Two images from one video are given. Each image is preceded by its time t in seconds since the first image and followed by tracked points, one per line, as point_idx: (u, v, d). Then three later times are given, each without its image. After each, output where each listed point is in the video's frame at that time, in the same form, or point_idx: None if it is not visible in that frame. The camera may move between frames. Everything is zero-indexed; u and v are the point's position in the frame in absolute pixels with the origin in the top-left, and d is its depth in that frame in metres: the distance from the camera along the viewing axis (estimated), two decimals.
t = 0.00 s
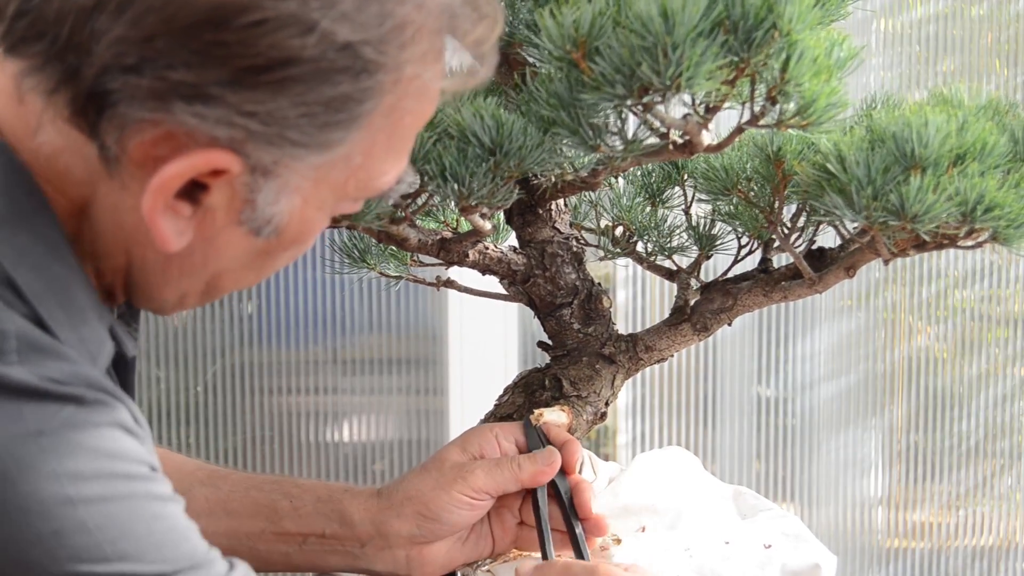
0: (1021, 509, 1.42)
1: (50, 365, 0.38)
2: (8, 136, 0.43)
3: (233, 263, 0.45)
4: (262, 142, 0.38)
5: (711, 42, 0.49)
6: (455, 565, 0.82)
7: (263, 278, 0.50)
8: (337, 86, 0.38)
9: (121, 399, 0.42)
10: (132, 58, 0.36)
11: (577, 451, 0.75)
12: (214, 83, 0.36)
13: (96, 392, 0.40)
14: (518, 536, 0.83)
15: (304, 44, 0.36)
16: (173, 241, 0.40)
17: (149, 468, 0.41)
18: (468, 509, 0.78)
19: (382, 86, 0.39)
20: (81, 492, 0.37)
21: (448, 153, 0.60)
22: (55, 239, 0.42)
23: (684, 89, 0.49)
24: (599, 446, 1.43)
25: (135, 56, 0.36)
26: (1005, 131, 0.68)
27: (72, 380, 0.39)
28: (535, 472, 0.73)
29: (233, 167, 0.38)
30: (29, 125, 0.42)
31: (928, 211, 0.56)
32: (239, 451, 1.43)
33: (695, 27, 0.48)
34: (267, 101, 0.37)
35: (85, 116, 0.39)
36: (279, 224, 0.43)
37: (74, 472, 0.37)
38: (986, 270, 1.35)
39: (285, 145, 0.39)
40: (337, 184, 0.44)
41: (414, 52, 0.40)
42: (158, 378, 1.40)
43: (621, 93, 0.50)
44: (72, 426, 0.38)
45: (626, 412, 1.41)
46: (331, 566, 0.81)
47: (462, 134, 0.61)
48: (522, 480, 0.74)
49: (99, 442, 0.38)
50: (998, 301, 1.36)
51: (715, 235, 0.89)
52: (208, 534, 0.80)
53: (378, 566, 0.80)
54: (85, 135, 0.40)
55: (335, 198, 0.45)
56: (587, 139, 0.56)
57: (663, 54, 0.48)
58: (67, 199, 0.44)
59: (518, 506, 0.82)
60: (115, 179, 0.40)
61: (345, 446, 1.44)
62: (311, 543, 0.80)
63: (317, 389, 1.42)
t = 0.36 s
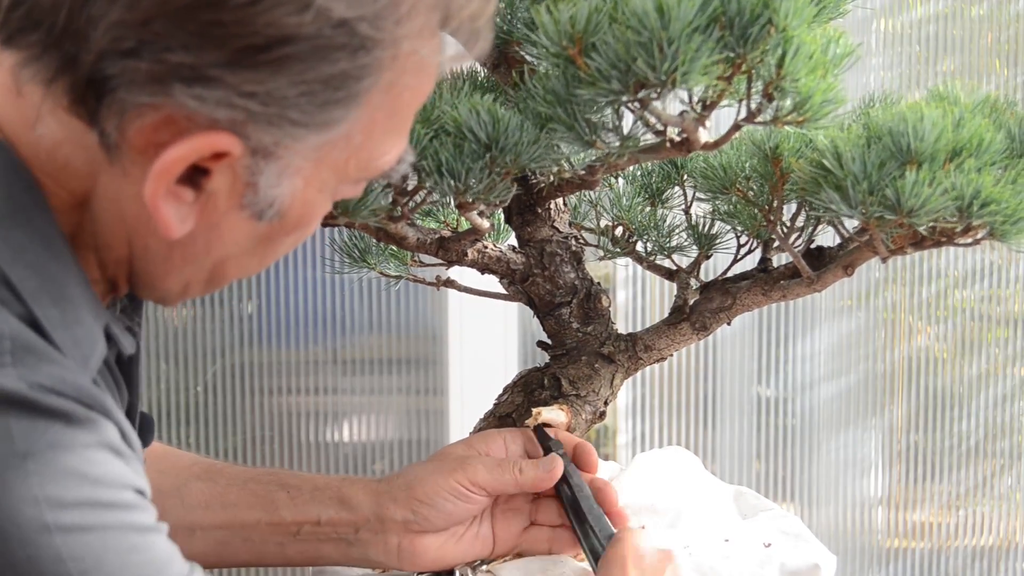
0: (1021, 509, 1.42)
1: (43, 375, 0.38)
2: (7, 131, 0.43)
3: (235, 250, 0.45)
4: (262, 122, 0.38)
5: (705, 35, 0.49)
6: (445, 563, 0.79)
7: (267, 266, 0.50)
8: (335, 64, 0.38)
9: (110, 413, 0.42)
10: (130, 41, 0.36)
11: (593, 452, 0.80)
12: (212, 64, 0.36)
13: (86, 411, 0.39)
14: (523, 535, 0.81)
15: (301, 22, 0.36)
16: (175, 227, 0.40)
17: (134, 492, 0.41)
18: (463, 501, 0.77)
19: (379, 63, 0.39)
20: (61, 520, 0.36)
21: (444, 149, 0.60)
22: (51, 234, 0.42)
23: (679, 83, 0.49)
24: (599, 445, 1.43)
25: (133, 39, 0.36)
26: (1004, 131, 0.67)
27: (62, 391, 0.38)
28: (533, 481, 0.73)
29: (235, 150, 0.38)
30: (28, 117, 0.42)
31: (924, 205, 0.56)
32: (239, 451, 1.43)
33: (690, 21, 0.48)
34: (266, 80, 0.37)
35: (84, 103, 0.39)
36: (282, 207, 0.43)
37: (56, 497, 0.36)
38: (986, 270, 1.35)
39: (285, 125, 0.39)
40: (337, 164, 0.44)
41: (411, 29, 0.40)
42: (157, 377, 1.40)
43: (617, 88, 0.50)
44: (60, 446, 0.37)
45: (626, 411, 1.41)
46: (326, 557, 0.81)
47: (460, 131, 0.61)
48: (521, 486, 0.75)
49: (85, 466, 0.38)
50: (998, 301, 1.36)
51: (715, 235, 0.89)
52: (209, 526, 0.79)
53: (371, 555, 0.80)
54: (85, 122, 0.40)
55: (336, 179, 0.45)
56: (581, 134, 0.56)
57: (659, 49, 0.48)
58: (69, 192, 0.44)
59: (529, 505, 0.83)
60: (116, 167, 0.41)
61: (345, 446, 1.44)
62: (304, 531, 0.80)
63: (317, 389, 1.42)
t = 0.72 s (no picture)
0: (1021, 509, 1.41)
1: (53, 369, 0.38)
2: (9, 133, 0.42)
3: (241, 242, 0.45)
4: (271, 116, 0.38)
5: (688, 39, 0.48)
6: (457, 559, 0.80)
7: (270, 257, 0.50)
8: (342, 55, 0.37)
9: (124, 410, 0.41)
10: (139, 39, 0.36)
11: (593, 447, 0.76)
12: (221, 60, 0.36)
13: (99, 402, 0.39)
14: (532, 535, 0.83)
15: (308, 15, 0.35)
16: (186, 223, 0.40)
17: (151, 480, 0.40)
18: (478, 500, 0.77)
19: (384, 54, 0.39)
20: (79, 500, 0.35)
21: (429, 153, 0.60)
22: (56, 235, 0.42)
23: (659, 89, 0.49)
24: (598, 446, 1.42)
25: (141, 38, 0.36)
26: (1002, 134, 0.67)
27: (75, 385, 0.38)
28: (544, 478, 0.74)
29: (244, 143, 0.38)
30: (31, 117, 0.41)
31: (913, 211, 0.56)
32: (239, 451, 1.43)
33: (671, 26, 0.47)
34: (274, 74, 0.37)
35: (92, 103, 0.39)
36: (289, 199, 0.43)
37: (74, 478, 0.35)
38: (987, 270, 1.35)
39: (293, 117, 0.38)
40: (342, 156, 0.44)
41: (415, 18, 0.40)
42: (157, 378, 1.39)
43: (598, 93, 0.50)
44: (72, 432, 0.37)
45: (626, 411, 1.41)
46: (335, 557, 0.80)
47: (446, 136, 0.60)
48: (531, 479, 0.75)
49: (100, 451, 0.37)
50: (998, 301, 1.36)
51: (719, 236, 0.89)
52: (216, 525, 0.79)
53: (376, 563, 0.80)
54: (93, 121, 0.40)
55: (341, 170, 0.45)
56: (567, 141, 0.56)
57: (639, 54, 0.48)
58: (72, 191, 0.43)
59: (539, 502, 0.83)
60: (126, 166, 0.40)
61: (345, 446, 1.44)
62: (318, 533, 0.79)
63: (318, 390, 1.42)
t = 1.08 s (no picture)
0: (1021, 509, 1.41)
1: (54, 359, 0.38)
2: (8, 121, 0.42)
3: (241, 222, 0.45)
4: (275, 89, 0.38)
5: (680, 36, 0.49)
6: (454, 557, 0.80)
7: (270, 237, 0.49)
8: (343, 26, 0.38)
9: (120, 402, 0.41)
10: (145, 14, 0.36)
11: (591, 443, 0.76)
12: (226, 33, 0.36)
13: (97, 396, 0.39)
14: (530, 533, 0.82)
15: None
16: (189, 200, 0.39)
17: (146, 478, 0.40)
18: (471, 492, 0.77)
19: (383, 26, 0.40)
20: (78, 497, 0.36)
21: (422, 151, 0.60)
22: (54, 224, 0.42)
23: (652, 85, 0.49)
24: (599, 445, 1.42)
25: (147, 13, 0.36)
26: (1001, 136, 0.67)
27: (73, 377, 0.38)
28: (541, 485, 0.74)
29: (248, 117, 0.38)
30: (30, 102, 0.41)
31: (907, 210, 0.56)
32: (239, 451, 1.42)
33: (663, 22, 0.47)
34: (278, 46, 0.37)
35: (96, 82, 0.39)
36: (290, 175, 0.42)
37: (73, 475, 0.36)
38: (987, 270, 1.34)
39: (297, 90, 0.39)
40: (341, 131, 0.44)
41: None
42: (157, 378, 1.39)
43: (591, 90, 0.50)
44: (72, 428, 0.37)
45: (626, 411, 1.41)
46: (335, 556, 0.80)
47: (440, 135, 0.60)
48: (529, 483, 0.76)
49: (99, 447, 0.37)
50: (999, 301, 1.36)
51: (719, 237, 0.89)
52: (213, 523, 0.78)
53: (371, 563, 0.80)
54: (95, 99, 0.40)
55: (340, 145, 0.45)
56: (561, 137, 0.56)
57: (631, 49, 0.48)
58: (73, 177, 0.43)
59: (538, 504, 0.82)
60: (131, 145, 0.41)
61: (346, 447, 1.44)
62: (314, 529, 0.79)
63: (318, 390, 1.42)
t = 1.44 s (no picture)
0: (1021, 509, 1.41)
1: (6, 350, 0.38)
2: None
3: (213, 220, 0.45)
4: (247, 83, 0.39)
5: (682, 38, 0.49)
6: (451, 551, 0.80)
7: (243, 236, 0.50)
8: (317, 22, 0.39)
9: (76, 391, 0.41)
10: (117, 5, 0.36)
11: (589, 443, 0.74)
12: (199, 25, 0.37)
13: (52, 386, 0.39)
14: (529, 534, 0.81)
15: None
16: (160, 196, 0.39)
17: (100, 466, 0.41)
18: (465, 480, 0.78)
19: (358, 22, 0.41)
20: (30, 484, 0.36)
21: (423, 152, 0.59)
22: (17, 220, 0.42)
23: (653, 87, 0.49)
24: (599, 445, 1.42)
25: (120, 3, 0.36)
26: (1000, 137, 0.67)
27: (25, 367, 0.38)
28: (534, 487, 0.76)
29: (219, 112, 0.38)
30: None
31: (908, 211, 0.56)
32: (239, 451, 1.42)
33: (665, 24, 0.47)
34: (251, 40, 0.38)
35: (68, 73, 0.39)
36: (262, 172, 0.43)
37: (24, 462, 0.36)
38: (987, 270, 1.35)
39: (270, 85, 0.39)
40: (315, 129, 0.44)
41: None
42: (157, 378, 1.39)
43: (593, 92, 0.50)
44: (24, 416, 0.37)
45: (626, 411, 1.41)
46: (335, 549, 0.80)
47: (441, 137, 0.60)
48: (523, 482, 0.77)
49: (51, 434, 0.38)
50: (998, 301, 1.36)
51: (719, 237, 0.89)
52: (208, 519, 0.79)
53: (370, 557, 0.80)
54: (65, 91, 0.39)
55: (312, 144, 0.45)
56: (561, 139, 0.56)
57: (633, 52, 0.48)
58: (44, 172, 0.43)
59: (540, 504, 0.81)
60: (101, 138, 0.41)
61: (346, 447, 1.44)
62: (314, 521, 0.80)
63: (318, 390, 1.42)
